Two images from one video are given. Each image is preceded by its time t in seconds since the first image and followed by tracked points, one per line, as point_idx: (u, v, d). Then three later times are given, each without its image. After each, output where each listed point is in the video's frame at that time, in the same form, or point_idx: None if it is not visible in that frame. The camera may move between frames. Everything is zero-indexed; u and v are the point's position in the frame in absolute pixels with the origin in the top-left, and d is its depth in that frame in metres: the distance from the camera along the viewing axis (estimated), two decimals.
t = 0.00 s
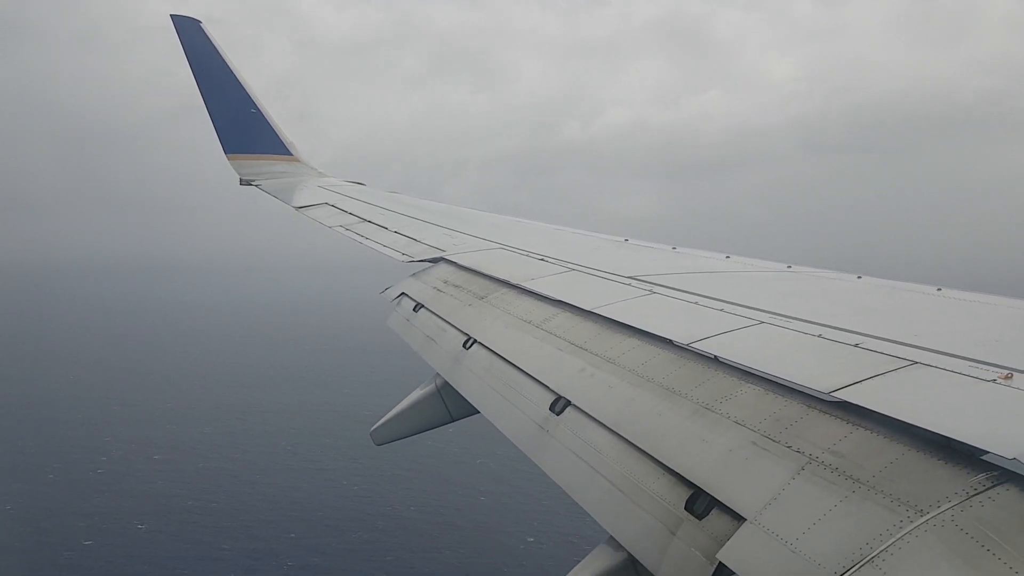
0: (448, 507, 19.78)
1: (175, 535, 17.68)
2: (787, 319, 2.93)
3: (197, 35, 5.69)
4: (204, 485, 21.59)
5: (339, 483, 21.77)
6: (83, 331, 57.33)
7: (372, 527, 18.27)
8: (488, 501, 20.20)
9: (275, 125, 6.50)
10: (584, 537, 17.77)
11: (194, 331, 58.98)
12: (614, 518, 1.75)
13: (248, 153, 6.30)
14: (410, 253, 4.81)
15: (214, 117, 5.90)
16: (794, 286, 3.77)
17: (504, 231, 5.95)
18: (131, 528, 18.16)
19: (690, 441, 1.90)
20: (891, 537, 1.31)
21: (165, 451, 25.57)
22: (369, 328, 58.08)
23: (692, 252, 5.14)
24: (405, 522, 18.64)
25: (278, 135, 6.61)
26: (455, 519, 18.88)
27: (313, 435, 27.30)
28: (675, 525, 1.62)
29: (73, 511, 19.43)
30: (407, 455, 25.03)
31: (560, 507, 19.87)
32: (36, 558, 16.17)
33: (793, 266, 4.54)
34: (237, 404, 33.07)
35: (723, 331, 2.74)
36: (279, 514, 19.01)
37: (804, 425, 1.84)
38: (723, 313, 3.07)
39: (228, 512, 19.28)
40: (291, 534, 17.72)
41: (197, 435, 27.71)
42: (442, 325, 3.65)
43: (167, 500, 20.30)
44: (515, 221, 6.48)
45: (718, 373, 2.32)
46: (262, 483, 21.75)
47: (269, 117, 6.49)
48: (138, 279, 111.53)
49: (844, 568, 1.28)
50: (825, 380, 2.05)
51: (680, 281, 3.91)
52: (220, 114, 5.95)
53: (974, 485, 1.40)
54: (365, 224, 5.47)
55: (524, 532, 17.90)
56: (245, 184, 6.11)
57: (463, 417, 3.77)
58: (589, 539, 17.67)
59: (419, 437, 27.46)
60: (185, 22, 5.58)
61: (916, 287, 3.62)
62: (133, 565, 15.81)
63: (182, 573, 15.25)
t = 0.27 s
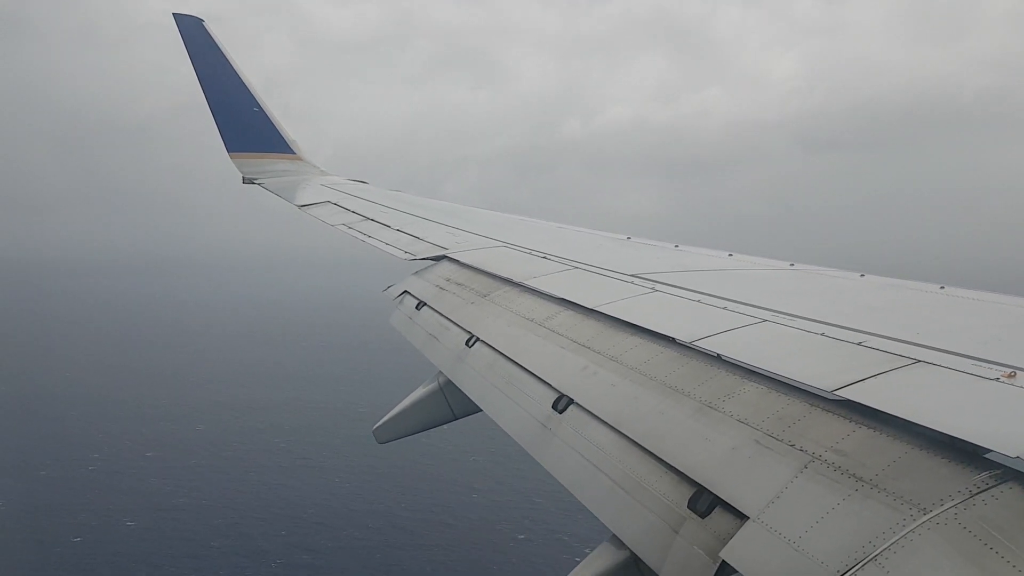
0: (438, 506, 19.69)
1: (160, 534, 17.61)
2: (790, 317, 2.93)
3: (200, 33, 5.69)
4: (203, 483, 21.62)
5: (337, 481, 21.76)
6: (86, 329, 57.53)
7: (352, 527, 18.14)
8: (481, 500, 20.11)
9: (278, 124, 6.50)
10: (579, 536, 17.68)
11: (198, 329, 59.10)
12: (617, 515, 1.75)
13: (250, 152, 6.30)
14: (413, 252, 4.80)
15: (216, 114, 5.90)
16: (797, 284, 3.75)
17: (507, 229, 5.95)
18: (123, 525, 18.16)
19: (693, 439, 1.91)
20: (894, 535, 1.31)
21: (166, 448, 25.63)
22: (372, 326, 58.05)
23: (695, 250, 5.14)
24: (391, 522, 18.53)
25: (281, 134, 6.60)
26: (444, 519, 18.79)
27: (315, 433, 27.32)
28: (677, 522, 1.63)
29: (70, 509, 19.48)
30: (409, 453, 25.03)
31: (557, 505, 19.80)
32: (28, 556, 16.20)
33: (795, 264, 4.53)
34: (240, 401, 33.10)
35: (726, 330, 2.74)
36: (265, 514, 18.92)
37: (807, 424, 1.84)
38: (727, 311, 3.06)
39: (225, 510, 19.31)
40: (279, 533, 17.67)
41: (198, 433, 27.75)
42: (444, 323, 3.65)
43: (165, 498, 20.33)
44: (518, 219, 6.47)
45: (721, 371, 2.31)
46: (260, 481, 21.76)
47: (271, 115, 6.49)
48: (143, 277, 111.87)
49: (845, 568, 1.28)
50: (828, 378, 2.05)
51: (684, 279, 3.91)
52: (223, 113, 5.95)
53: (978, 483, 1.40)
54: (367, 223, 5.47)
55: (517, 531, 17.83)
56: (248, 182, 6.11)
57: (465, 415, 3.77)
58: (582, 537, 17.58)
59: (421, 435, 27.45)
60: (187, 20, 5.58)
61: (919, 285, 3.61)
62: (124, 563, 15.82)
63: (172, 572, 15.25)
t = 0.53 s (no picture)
0: (429, 505, 19.57)
1: (150, 533, 17.59)
2: (792, 315, 2.93)
3: (202, 32, 5.69)
4: (202, 482, 21.65)
5: (333, 480, 21.75)
6: (90, 329, 57.77)
7: (340, 526, 18.05)
8: (474, 499, 19.99)
9: (280, 123, 6.50)
10: (572, 534, 17.56)
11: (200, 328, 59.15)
12: (619, 513, 1.76)
13: (251, 151, 6.30)
14: (414, 250, 4.80)
15: (218, 113, 5.90)
16: (798, 282, 3.75)
17: (509, 228, 5.94)
18: (115, 524, 18.18)
19: (696, 437, 1.90)
20: (897, 532, 1.31)
21: (167, 447, 25.69)
22: (374, 325, 58.01)
23: (697, 249, 5.13)
24: (379, 520, 18.44)
25: (282, 132, 6.61)
26: (433, 518, 18.68)
27: (316, 432, 27.31)
28: (680, 521, 1.62)
29: (66, 507, 19.54)
30: (410, 451, 25.04)
31: (553, 503, 19.69)
32: (20, 554, 16.24)
33: (797, 262, 4.52)
34: (242, 400, 33.13)
35: (728, 328, 2.73)
36: (256, 514, 18.87)
37: (810, 422, 1.84)
38: (729, 310, 3.06)
39: (223, 509, 19.32)
40: (269, 532, 17.63)
41: (199, 432, 27.80)
42: (446, 321, 3.65)
43: (162, 497, 20.36)
44: (520, 218, 6.47)
45: (722, 369, 2.31)
46: (258, 480, 21.78)
47: (273, 114, 6.49)
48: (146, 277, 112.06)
49: (847, 567, 1.28)
50: (830, 377, 2.05)
51: (686, 278, 3.90)
52: (224, 112, 5.95)
53: (980, 481, 1.40)
54: (369, 221, 5.47)
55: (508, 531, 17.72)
56: (250, 181, 6.11)
57: (467, 414, 3.77)
58: (575, 535, 17.45)
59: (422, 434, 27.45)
60: (190, 19, 5.58)
61: (922, 283, 3.60)
62: (115, 562, 15.83)
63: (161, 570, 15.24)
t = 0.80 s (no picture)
0: (417, 508, 19.45)
1: (138, 534, 17.53)
2: (792, 314, 2.92)
3: (202, 31, 5.68)
4: (198, 483, 21.64)
5: (326, 480, 21.69)
6: (92, 329, 57.94)
7: (327, 528, 17.95)
8: (464, 502, 19.86)
9: (280, 121, 6.50)
10: (560, 536, 17.34)
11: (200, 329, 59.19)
12: (619, 510, 1.76)
13: (251, 150, 6.30)
14: (415, 249, 4.80)
15: (218, 112, 5.90)
16: (798, 281, 3.75)
17: (510, 227, 5.93)
18: (102, 526, 18.14)
19: (696, 436, 1.90)
20: (898, 532, 1.31)
21: (165, 448, 25.71)
22: (374, 325, 58.03)
23: (697, 248, 5.13)
24: (366, 522, 18.32)
25: (282, 131, 6.60)
26: (419, 520, 18.55)
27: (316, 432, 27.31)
28: (681, 520, 1.62)
29: (59, 508, 19.54)
30: (410, 451, 25.05)
31: (546, 506, 19.51)
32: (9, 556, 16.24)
33: (798, 261, 4.52)
34: (242, 401, 33.13)
35: (728, 327, 2.73)
36: (243, 516, 18.80)
37: (810, 421, 1.84)
38: (729, 309, 3.06)
39: (222, 510, 19.34)
40: (259, 534, 17.56)
41: (199, 433, 27.81)
42: (447, 321, 3.65)
43: (156, 499, 20.34)
44: (520, 217, 6.46)
45: (723, 369, 2.31)
46: (251, 481, 21.71)
47: (273, 112, 6.48)
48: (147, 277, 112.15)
49: (849, 565, 1.28)
50: (831, 376, 2.05)
51: (686, 277, 3.90)
52: (224, 110, 5.95)
53: (981, 480, 1.40)
54: (369, 221, 5.46)
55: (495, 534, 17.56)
56: (250, 180, 6.11)
57: (467, 413, 3.77)
58: (562, 538, 17.22)
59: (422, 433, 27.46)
60: (190, 18, 5.57)
61: (922, 282, 3.60)
62: (113, 564, 15.85)
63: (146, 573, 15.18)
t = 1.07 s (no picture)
0: (398, 512, 19.15)
1: (130, 539, 17.50)
2: (791, 314, 2.92)
3: (201, 30, 5.67)
4: (192, 486, 21.62)
5: (316, 484, 21.54)
6: (93, 331, 58.13)
7: (310, 535, 17.79)
8: (448, 506, 19.51)
9: (278, 121, 6.50)
10: (543, 543, 17.00)
11: (200, 331, 59.22)
12: (618, 510, 1.76)
13: (250, 150, 6.29)
14: (413, 249, 4.80)
15: (217, 111, 5.89)
16: (797, 281, 3.75)
17: (509, 227, 5.93)
18: (86, 532, 18.08)
19: (695, 435, 1.90)
20: (895, 531, 1.31)
21: (162, 452, 25.72)
22: (374, 327, 58.03)
23: (696, 248, 5.12)
24: (348, 528, 18.13)
25: (281, 130, 6.60)
26: (398, 526, 18.25)
27: (316, 434, 27.32)
28: (679, 520, 1.62)
29: (51, 513, 19.54)
30: (409, 452, 25.05)
31: (533, 510, 19.19)
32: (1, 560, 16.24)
33: (797, 261, 4.52)
34: (242, 404, 33.15)
35: (726, 327, 2.73)
36: (229, 522, 18.67)
37: (809, 420, 1.84)
38: (728, 309, 3.05)
39: (220, 513, 19.34)
40: (255, 538, 17.57)
41: (197, 436, 27.83)
42: (446, 321, 3.65)
43: (154, 503, 20.35)
44: (520, 217, 6.46)
45: (722, 368, 2.31)
46: (242, 486, 21.62)
47: (272, 112, 6.48)
48: (146, 279, 112.20)
49: (847, 566, 1.28)
50: (830, 375, 2.05)
51: (684, 277, 3.90)
52: (223, 110, 5.94)
53: (979, 480, 1.40)
54: (367, 220, 5.46)
55: (475, 539, 17.22)
56: (249, 179, 6.11)
57: (466, 413, 3.77)
58: (545, 544, 16.89)
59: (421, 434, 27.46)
60: (189, 17, 5.57)
61: (920, 282, 3.60)
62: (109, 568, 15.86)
63: None
